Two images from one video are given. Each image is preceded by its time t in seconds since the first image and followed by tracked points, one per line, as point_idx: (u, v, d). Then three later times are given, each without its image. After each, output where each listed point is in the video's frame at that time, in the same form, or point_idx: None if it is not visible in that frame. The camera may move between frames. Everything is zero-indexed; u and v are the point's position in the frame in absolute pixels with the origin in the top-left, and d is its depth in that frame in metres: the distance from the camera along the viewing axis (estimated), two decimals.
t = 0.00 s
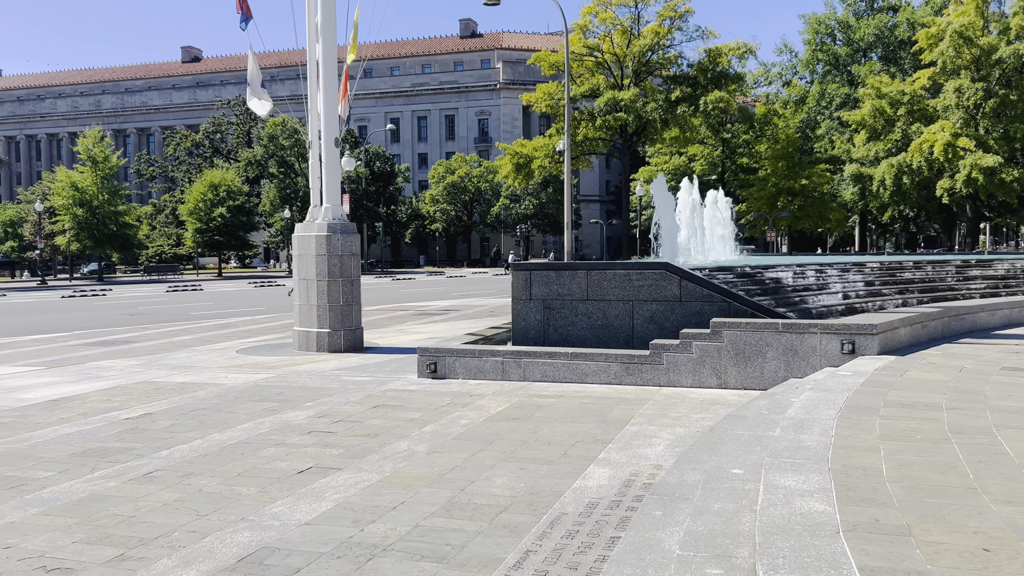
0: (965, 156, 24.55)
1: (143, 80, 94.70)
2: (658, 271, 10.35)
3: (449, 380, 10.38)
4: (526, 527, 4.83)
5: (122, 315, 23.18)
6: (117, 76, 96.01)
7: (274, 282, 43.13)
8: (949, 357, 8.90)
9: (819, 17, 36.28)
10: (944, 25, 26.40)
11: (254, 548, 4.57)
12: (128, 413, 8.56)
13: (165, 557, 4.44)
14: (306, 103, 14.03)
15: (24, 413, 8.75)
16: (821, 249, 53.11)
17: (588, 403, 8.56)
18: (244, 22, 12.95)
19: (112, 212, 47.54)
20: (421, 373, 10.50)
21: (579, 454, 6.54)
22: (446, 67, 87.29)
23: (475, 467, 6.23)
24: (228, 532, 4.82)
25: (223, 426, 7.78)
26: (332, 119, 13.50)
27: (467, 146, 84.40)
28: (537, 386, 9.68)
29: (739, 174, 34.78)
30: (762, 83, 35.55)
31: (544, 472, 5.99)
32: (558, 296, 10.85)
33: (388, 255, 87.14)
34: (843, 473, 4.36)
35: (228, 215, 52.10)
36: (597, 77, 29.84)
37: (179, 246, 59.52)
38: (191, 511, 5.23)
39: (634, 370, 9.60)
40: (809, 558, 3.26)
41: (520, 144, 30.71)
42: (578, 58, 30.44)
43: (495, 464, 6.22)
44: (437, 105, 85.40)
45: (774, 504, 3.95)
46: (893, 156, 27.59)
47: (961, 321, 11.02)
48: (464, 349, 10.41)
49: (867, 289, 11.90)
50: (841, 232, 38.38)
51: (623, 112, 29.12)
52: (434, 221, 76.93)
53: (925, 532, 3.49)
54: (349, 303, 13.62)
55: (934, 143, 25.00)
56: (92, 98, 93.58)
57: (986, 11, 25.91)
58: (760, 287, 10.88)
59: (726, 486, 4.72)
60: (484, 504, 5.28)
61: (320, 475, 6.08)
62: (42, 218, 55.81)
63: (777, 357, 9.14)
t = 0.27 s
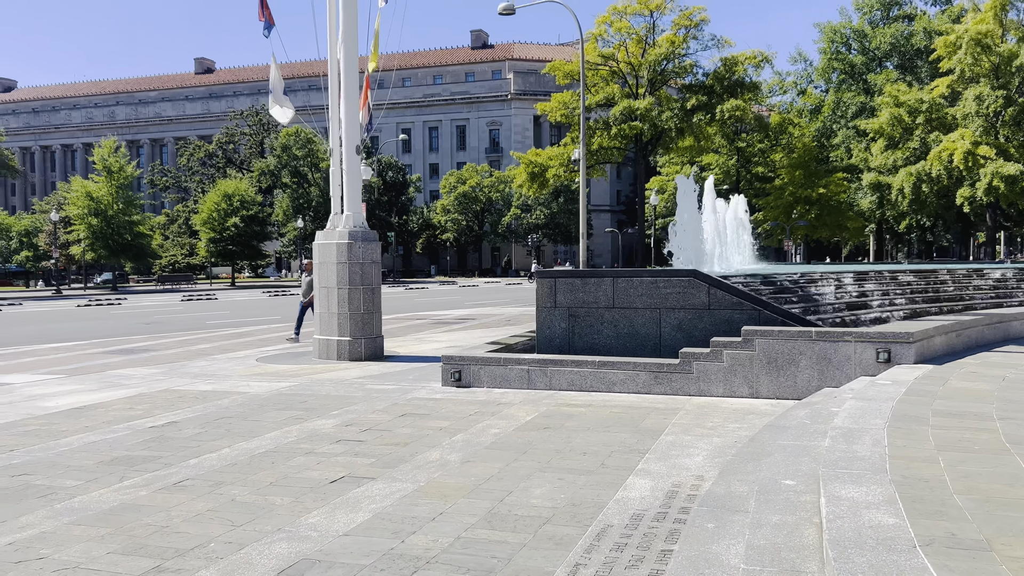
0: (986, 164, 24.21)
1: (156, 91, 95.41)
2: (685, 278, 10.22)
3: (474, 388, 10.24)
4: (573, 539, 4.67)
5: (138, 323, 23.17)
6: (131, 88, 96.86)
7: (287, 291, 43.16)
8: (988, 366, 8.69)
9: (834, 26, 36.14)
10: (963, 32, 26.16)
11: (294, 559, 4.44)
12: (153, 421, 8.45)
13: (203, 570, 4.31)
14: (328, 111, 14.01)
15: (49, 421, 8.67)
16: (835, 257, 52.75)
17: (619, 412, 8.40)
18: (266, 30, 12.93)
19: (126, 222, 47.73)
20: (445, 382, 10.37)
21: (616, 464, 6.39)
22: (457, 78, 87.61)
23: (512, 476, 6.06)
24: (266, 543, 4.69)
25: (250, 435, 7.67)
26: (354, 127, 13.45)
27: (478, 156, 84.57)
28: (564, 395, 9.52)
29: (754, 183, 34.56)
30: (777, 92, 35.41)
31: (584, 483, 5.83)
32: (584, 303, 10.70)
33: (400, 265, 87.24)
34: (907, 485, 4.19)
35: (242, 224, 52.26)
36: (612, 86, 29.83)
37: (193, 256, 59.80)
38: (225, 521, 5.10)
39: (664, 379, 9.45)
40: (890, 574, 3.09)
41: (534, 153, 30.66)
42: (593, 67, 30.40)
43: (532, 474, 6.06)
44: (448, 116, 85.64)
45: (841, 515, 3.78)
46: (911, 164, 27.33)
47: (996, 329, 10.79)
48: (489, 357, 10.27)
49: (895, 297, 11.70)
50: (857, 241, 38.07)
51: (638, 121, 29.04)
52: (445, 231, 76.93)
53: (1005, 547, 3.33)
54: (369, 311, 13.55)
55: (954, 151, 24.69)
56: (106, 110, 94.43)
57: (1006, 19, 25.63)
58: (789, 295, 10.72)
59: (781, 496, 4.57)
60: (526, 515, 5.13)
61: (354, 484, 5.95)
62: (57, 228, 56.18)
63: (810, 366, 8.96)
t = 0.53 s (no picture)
0: (1005, 171, 23.89)
1: (166, 105, 96.02)
2: (714, 282, 10.05)
3: (498, 395, 10.06)
4: (624, 543, 4.50)
5: (151, 333, 23.08)
6: (141, 100, 97.50)
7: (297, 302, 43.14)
8: None
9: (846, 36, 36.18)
10: (979, 40, 26.00)
11: (336, 563, 4.27)
12: (176, 426, 8.30)
13: (245, 573, 4.15)
14: (347, 116, 13.94)
15: (70, 426, 8.53)
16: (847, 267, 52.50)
17: (651, 418, 8.22)
18: (287, 35, 12.93)
19: (137, 233, 47.80)
20: (469, 388, 10.19)
21: (657, 469, 6.21)
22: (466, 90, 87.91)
23: (551, 480, 5.89)
24: (306, 547, 4.52)
25: (277, 440, 7.51)
26: (373, 132, 13.37)
27: (486, 168, 84.71)
28: (592, 401, 9.34)
29: (768, 192, 34.43)
30: (790, 102, 35.39)
31: (626, 487, 5.65)
32: (609, 308, 10.52)
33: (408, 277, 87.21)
34: (982, 487, 4.00)
35: (252, 235, 52.29)
36: (625, 95, 29.86)
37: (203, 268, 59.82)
38: (261, 525, 4.94)
39: (693, 385, 9.27)
40: None
41: (546, 163, 30.60)
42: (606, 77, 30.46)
43: (572, 478, 5.88)
44: (457, 128, 85.92)
45: (918, 517, 3.60)
46: (928, 173, 27.15)
47: None
48: (513, 363, 10.09)
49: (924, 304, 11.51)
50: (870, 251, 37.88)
51: (652, 130, 29.00)
52: (454, 242, 76.89)
53: None
54: (389, 318, 13.43)
55: (972, 159, 24.46)
56: (116, 122, 95.04)
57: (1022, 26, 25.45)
58: (819, 300, 10.52)
59: (845, 500, 4.37)
60: (571, 519, 4.95)
61: (389, 488, 5.79)
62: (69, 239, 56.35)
63: (845, 371, 8.76)
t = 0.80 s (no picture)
0: (1019, 183, 23.75)
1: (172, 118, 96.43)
2: (739, 293, 9.92)
3: (520, 407, 9.90)
4: (677, 560, 4.35)
5: (160, 345, 22.97)
6: (148, 114, 97.94)
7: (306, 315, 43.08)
8: None
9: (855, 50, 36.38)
10: (990, 52, 25.98)
11: None
12: (197, 438, 8.17)
13: None
14: (364, 126, 13.87)
15: (89, 438, 8.40)
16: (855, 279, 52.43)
17: (680, 431, 8.07)
18: (305, 45, 12.94)
19: (144, 245, 47.77)
20: (490, 400, 10.06)
21: (696, 482, 6.05)
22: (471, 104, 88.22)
23: (589, 494, 5.74)
24: (347, 563, 4.38)
25: (303, 453, 7.38)
26: (390, 142, 13.32)
27: (491, 181, 84.88)
28: (617, 414, 9.18)
29: (777, 205, 34.39)
30: (799, 115, 35.48)
31: (667, 502, 5.50)
32: (632, 320, 10.38)
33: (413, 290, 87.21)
34: None
35: (259, 248, 52.30)
36: (633, 107, 30.00)
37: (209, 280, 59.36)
38: (297, 539, 4.81)
39: (721, 398, 9.12)
40: None
41: (555, 175, 30.60)
42: (616, 89, 30.57)
43: (610, 492, 5.73)
44: (461, 141, 86.22)
45: (995, 535, 3.45)
46: (940, 185, 27.09)
47: None
48: (536, 375, 9.94)
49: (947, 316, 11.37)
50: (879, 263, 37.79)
51: (662, 142, 29.03)
52: (458, 256, 76.87)
53: None
54: (405, 329, 13.31)
55: (985, 171, 24.37)
56: (122, 136, 95.46)
57: None
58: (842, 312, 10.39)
59: (907, 515, 4.22)
60: (616, 534, 4.80)
61: (423, 502, 5.64)
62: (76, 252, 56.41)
63: (876, 384, 8.62)
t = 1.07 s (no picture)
0: None
1: (176, 129, 96.70)
2: (766, 296, 9.81)
3: (545, 411, 9.77)
4: (739, 560, 4.24)
5: (170, 353, 22.84)
6: (152, 125, 98.27)
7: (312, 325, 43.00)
8: None
9: (861, 60, 36.51)
10: (1001, 60, 25.97)
11: None
12: (223, 441, 8.05)
13: None
14: (382, 131, 13.83)
15: (113, 442, 8.29)
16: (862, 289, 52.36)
17: (713, 434, 7.95)
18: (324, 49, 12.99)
19: (150, 255, 47.68)
20: (514, 405, 9.93)
21: (740, 484, 5.93)
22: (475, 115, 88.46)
23: (634, 495, 5.62)
24: (399, 562, 4.27)
25: (333, 455, 7.26)
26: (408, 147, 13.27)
27: (495, 192, 84.97)
28: (646, 418, 9.05)
29: (786, 214, 34.35)
30: (807, 124, 35.55)
31: (716, 503, 5.38)
32: (656, 323, 10.27)
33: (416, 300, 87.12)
34: None
35: (264, 258, 52.25)
36: (642, 116, 30.12)
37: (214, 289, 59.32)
38: (344, 539, 4.69)
39: (751, 402, 9.00)
40: None
41: (564, 184, 30.58)
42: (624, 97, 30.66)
43: (655, 494, 5.60)
44: (465, 152, 86.42)
45: None
46: (951, 194, 27.06)
47: None
48: (561, 378, 9.82)
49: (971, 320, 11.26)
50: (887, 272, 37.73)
51: (671, 150, 29.06)
52: (462, 266, 76.80)
53: None
54: (423, 334, 13.20)
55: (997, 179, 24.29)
56: (126, 146, 95.73)
57: None
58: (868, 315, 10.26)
59: (978, 513, 4.10)
60: (670, 535, 4.68)
61: (465, 503, 5.52)
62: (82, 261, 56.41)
63: (910, 387, 8.49)
